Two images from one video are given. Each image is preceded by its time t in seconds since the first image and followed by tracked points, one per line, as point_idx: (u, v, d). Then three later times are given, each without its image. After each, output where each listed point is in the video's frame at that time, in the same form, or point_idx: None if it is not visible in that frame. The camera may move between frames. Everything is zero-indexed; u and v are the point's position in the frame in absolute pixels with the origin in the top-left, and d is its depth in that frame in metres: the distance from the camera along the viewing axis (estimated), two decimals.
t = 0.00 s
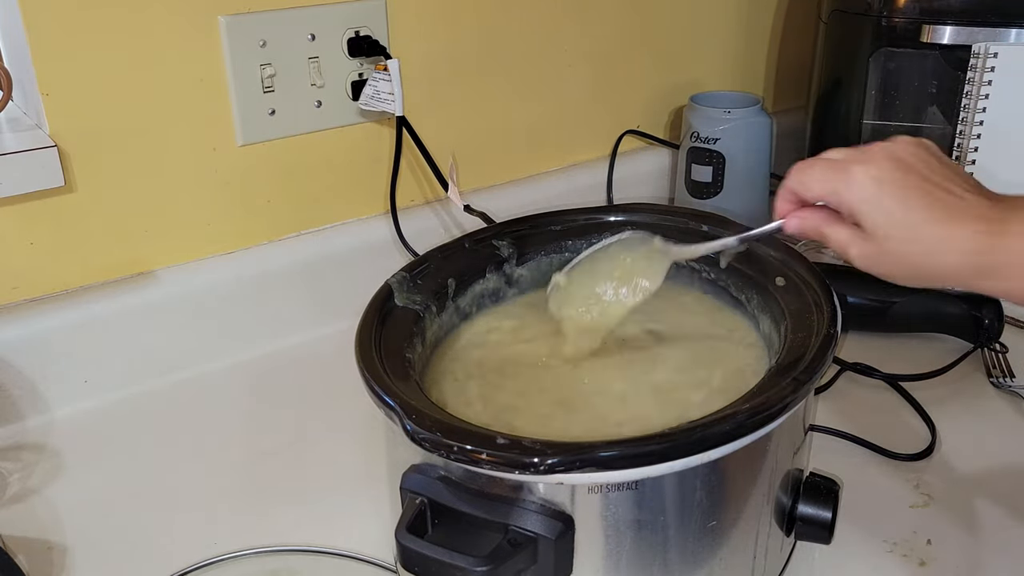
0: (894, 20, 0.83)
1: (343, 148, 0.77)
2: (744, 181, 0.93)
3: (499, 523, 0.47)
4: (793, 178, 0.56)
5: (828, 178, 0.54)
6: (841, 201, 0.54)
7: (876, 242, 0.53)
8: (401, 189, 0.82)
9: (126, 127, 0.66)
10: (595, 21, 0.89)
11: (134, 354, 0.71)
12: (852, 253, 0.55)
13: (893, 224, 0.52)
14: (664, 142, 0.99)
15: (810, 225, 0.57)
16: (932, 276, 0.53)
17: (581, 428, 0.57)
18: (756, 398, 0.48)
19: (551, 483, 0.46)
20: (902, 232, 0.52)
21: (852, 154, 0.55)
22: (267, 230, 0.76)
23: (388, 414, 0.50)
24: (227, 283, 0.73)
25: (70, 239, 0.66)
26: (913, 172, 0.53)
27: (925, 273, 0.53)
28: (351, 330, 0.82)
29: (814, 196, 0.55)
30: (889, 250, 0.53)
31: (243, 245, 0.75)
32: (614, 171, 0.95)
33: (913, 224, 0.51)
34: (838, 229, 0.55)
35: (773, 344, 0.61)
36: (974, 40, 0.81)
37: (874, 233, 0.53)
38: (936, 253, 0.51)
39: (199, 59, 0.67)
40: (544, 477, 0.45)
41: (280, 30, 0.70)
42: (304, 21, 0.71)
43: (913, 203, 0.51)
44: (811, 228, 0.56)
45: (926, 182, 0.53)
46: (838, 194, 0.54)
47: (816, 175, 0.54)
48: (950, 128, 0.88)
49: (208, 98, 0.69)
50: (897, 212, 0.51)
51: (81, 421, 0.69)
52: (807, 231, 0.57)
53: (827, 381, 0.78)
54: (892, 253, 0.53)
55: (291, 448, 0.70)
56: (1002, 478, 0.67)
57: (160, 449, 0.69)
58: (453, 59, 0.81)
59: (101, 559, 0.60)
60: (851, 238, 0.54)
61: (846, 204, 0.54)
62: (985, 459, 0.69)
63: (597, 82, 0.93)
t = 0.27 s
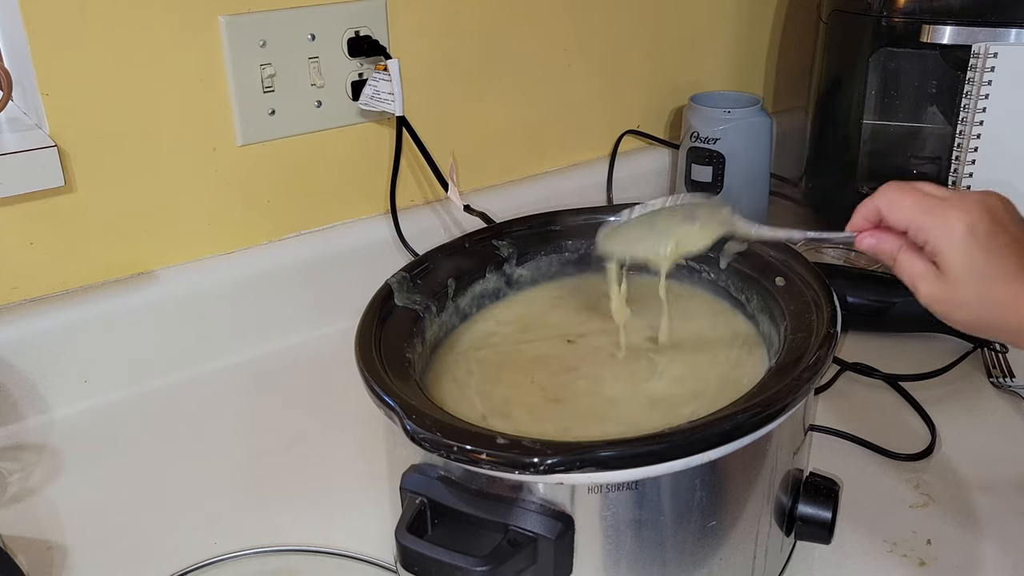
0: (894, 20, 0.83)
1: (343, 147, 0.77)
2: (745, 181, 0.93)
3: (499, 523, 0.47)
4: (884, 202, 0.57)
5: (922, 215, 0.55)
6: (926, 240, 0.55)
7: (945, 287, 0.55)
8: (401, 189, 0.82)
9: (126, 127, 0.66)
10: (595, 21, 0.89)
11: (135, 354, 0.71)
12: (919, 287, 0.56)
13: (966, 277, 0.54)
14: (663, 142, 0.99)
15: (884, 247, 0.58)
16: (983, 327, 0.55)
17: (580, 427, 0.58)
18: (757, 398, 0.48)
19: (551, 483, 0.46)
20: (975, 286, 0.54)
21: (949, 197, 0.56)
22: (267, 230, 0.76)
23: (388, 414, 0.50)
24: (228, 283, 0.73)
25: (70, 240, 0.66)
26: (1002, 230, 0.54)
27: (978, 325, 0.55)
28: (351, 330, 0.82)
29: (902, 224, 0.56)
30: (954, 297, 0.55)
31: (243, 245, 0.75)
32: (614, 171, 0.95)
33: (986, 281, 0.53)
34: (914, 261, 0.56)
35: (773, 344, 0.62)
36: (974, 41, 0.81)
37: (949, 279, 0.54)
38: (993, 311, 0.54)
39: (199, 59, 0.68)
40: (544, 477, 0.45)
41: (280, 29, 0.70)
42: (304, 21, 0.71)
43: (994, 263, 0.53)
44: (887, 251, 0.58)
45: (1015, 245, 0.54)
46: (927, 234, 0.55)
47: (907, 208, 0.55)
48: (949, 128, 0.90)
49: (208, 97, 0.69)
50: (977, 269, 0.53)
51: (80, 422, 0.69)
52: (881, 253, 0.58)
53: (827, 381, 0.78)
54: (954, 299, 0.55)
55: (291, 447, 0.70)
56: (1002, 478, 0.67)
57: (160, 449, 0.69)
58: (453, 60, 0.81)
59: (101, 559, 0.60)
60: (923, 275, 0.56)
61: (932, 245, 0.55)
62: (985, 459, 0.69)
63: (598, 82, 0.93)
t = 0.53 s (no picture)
0: (894, 20, 0.83)
1: (343, 148, 0.77)
2: (745, 181, 0.93)
3: (499, 523, 0.47)
4: (894, 237, 0.54)
5: (933, 249, 0.53)
6: (937, 274, 0.53)
7: (960, 323, 0.52)
8: (401, 189, 0.82)
9: (126, 127, 0.66)
10: (595, 21, 0.89)
11: (135, 354, 0.71)
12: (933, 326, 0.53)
13: (982, 309, 0.51)
14: (663, 142, 0.99)
15: (896, 285, 0.54)
16: (996, 363, 0.53)
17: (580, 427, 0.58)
18: (757, 398, 0.48)
19: (551, 483, 0.46)
20: (991, 319, 0.51)
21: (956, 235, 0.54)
22: (267, 230, 0.76)
23: (388, 414, 0.50)
24: (227, 283, 0.73)
25: (70, 240, 0.66)
26: (1009, 266, 0.53)
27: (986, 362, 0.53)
28: (351, 330, 0.82)
29: (914, 259, 0.53)
30: (969, 332, 0.52)
31: (243, 245, 0.75)
32: (614, 171, 0.95)
33: (1000, 314, 0.51)
34: (927, 299, 0.53)
35: (773, 345, 0.62)
36: (974, 41, 0.80)
37: (965, 312, 0.52)
38: (1008, 344, 0.52)
39: (199, 59, 0.68)
40: (544, 477, 0.45)
41: (280, 29, 0.70)
42: (304, 21, 0.71)
43: (1009, 294, 0.51)
44: (899, 291, 0.54)
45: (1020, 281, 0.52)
46: (942, 269, 0.52)
47: (919, 242, 0.53)
48: (950, 128, 0.91)
49: (208, 97, 0.69)
50: (989, 304, 0.51)
51: (80, 422, 0.69)
52: (893, 293, 0.54)
53: (827, 381, 0.78)
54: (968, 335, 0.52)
55: (291, 448, 0.70)
56: (1002, 478, 0.67)
57: (160, 449, 0.69)
58: (453, 60, 0.81)
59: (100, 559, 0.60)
60: (937, 312, 0.53)
61: (945, 280, 0.52)
62: (985, 460, 0.69)
63: (598, 82, 0.93)
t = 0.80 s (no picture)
0: (894, 20, 0.83)
1: (343, 147, 0.77)
2: (745, 181, 0.93)
3: (499, 523, 0.47)
4: (888, 249, 0.54)
5: (926, 257, 0.53)
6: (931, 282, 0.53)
7: (955, 330, 0.51)
8: (401, 189, 0.82)
9: (126, 127, 0.66)
10: (595, 21, 0.89)
11: (135, 354, 0.71)
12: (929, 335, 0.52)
13: (977, 314, 0.51)
14: (663, 142, 0.99)
15: (891, 297, 0.54)
16: (996, 371, 0.52)
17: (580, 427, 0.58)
18: (757, 398, 0.48)
19: (551, 483, 0.46)
20: (987, 323, 0.50)
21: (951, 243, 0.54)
22: (267, 230, 0.76)
23: (388, 414, 0.50)
24: (227, 283, 0.73)
25: (70, 240, 0.66)
26: (1005, 271, 0.52)
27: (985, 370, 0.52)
28: (351, 330, 0.82)
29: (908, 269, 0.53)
30: (966, 339, 0.51)
31: (243, 245, 0.75)
32: (614, 171, 0.95)
33: (995, 319, 0.50)
34: (922, 308, 0.53)
35: (773, 345, 0.62)
36: (974, 41, 0.80)
37: (959, 318, 0.51)
38: (1006, 349, 0.51)
39: (199, 59, 0.68)
40: (544, 477, 0.45)
41: (280, 29, 0.70)
42: (304, 21, 0.71)
43: (1004, 299, 0.51)
44: (895, 303, 0.54)
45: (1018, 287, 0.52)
46: (935, 276, 0.52)
47: (913, 252, 0.53)
48: (950, 128, 0.90)
49: (208, 97, 0.69)
50: (984, 308, 0.51)
51: (80, 422, 0.69)
52: (887, 305, 0.54)
53: (827, 381, 0.78)
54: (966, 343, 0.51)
55: (291, 448, 0.70)
56: (1002, 478, 0.67)
57: (160, 449, 0.69)
58: (453, 60, 0.81)
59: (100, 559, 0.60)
60: (932, 320, 0.52)
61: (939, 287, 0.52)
62: (985, 460, 0.69)
63: (598, 82, 0.93)
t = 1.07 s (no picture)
0: (894, 20, 0.83)
1: (343, 147, 0.77)
2: (745, 181, 0.93)
3: (499, 523, 0.47)
4: (880, 255, 0.54)
5: (920, 261, 0.53)
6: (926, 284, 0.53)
7: (951, 331, 0.51)
8: (401, 189, 0.82)
9: (126, 127, 0.66)
10: (595, 21, 0.89)
11: (135, 354, 0.71)
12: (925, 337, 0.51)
13: (971, 313, 0.50)
14: (663, 142, 0.99)
15: (886, 302, 0.53)
16: (993, 372, 0.51)
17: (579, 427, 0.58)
18: (758, 398, 0.48)
19: (551, 483, 0.46)
20: (982, 322, 0.50)
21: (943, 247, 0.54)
22: (266, 230, 0.76)
23: (388, 414, 0.50)
24: (227, 283, 0.73)
25: (70, 240, 0.66)
26: (999, 272, 0.52)
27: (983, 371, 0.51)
28: (351, 330, 0.82)
29: (903, 272, 0.53)
30: (962, 339, 0.50)
31: (243, 246, 0.75)
32: (614, 171, 0.95)
33: (990, 318, 0.50)
34: (916, 311, 0.52)
35: (773, 345, 0.62)
36: (974, 41, 0.80)
37: (954, 317, 0.51)
38: (1002, 348, 0.50)
39: (199, 59, 0.68)
40: (544, 477, 0.45)
41: (280, 29, 0.70)
42: (304, 21, 0.71)
43: (999, 299, 0.50)
44: (889, 309, 0.53)
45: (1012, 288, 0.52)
46: (930, 277, 0.52)
47: (906, 256, 0.53)
48: (950, 128, 0.90)
49: (207, 98, 0.69)
50: (980, 306, 0.50)
51: (80, 422, 0.69)
52: (881, 311, 0.53)
53: (827, 381, 0.78)
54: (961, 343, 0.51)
55: (291, 448, 0.70)
56: (1002, 478, 0.67)
57: (160, 449, 0.69)
58: (453, 60, 0.81)
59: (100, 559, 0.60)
60: (926, 321, 0.52)
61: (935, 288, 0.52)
62: (985, 460, 0.69)
63: (598, 82, 0.93)
